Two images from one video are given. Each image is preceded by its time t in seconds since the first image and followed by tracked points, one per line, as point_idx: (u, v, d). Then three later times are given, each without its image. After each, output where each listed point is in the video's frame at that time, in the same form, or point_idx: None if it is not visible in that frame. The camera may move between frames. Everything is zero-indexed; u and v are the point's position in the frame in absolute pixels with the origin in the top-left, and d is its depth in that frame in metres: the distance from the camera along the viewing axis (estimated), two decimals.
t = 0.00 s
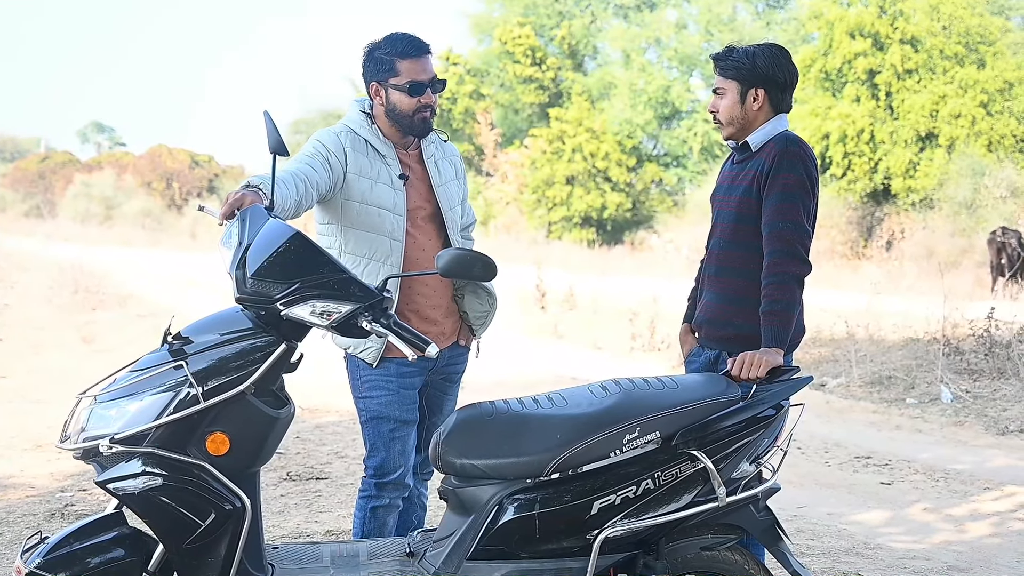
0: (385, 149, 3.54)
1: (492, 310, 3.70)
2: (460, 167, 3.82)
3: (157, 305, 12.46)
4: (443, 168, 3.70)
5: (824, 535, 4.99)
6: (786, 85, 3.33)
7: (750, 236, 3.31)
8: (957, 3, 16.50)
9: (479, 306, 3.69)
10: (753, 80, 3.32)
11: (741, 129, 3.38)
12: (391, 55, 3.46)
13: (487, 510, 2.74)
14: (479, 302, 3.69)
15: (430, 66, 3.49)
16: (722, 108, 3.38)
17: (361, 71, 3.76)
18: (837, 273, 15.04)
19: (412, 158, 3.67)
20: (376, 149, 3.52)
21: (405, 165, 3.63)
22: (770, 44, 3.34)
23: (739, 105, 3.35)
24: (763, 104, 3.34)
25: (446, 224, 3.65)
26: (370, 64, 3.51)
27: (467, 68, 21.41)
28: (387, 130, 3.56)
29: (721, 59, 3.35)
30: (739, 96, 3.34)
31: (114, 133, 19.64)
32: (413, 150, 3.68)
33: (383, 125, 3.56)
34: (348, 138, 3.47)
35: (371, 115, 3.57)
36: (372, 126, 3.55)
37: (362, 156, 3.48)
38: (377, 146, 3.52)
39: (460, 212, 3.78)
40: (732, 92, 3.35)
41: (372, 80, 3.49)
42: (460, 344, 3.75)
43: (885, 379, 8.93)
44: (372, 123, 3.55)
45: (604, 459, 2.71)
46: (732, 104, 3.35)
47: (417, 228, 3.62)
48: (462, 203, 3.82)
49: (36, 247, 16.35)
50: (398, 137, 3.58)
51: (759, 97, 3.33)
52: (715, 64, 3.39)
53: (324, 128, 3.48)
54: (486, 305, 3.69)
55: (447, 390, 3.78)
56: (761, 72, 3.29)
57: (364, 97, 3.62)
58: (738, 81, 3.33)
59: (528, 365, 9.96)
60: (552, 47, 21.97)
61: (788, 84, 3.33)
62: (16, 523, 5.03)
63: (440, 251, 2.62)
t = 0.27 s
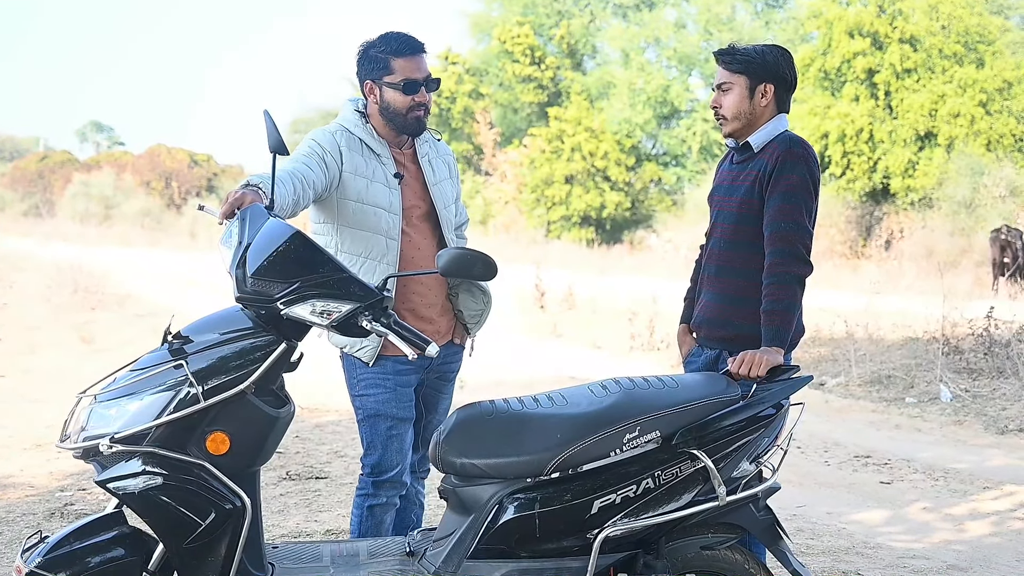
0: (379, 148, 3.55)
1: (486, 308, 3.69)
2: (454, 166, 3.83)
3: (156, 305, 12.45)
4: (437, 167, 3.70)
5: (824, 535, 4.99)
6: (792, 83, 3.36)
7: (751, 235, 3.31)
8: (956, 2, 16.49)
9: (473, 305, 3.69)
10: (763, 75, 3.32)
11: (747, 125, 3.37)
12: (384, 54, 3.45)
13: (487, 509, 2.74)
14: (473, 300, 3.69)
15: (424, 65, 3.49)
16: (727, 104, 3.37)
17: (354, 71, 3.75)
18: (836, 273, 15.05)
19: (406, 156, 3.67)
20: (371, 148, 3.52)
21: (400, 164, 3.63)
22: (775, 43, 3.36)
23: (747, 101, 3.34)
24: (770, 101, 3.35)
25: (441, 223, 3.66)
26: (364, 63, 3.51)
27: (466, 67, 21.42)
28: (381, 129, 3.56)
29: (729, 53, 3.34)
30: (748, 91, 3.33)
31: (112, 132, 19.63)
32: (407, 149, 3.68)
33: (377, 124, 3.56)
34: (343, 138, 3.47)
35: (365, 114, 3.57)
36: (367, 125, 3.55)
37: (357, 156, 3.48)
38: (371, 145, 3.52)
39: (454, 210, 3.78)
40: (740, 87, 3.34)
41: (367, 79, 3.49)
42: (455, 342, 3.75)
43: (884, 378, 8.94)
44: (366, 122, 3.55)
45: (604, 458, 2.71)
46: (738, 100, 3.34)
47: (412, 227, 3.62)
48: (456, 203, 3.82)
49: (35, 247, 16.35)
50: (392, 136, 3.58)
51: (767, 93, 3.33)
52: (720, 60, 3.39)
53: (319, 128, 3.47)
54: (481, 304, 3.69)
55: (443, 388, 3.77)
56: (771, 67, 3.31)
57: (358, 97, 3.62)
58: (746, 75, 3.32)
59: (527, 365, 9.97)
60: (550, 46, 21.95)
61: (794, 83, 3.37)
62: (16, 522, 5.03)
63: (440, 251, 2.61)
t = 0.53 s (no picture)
0: (368, 146, 3.54)
1: (478, 305, 3.70)
2: (441, 165, 3.84)
3: (155, 304, 12.44)
4: (425, 165, 3.71)
5: (822, 535, 4.99)
6: (785, 83, 3.36)
7: (749, 236, 3.31)
8: (955, 3, 16.50)
9: (465, 302, 3.70)
10: (756, 75, 3.32)
11: (743, 125, 3.37)
12: (372, 51, 3.48)
13: (486, 509, 2.74)
14: (464, 298, 3.70)
15: (412, 60, 3.53)
16: (722, 106, 3.37)
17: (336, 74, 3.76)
18: (835, 273, 15.05)
19: (395, 154, 3.67)
20: (360, 146, 3.52)
21: (389, 162, 3.63)
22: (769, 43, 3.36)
23: (742, 102, 3.34)
24: (764, 100, 3.34)
25: (431, 220, 3.66)
26: (349, 62, 3.52)
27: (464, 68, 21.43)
28: (371, 127, 3.56)
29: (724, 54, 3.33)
30: (742, 92, 3.33)
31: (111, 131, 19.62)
32: (395, 147, 3.69)
33: (366, 121, 3.56)
34: (332, 137, 3.46)
35: (353, 112, 3.57)
36: (356, 123, 3.54)
37: (347, 154, 3.47)
38: (361, 143, 3.52)
39: (443, 208, 3.80)
40: (734, 89, 3.34)
41: (355, 77, 3.50)
42: (448, 339, 3.77)
43: (883, 379, 8.94)
44: (354, 120, 3.55)
45: (603, 458, 2.71)
46: (733, 101, 3.35)
47: (403, 225, 3.62)
48: (444, 200, 3.83)
49: (33, 246, 16.33)
50: (381, 134, 3.59)
51: (761, 93, 3.33)
52: (713, 62, 3.39)
53: (307, 128, 3.47)
54: (473, 300, 3.70)
55: (436, 386, 3.76)
56: (764, 68, 3.31)
57: (344, 96, 3.62)
58: (740, 76, 3.32)
59: (526, 364, 9.97)
60: (550, 46, 21.93)
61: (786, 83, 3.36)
62: (14, 521, 5.03)
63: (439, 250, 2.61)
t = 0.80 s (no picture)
0: (348, 141, 3.53)
1: (456, 301, 3.71)
2: (421, 159, 3.84)
3: (152, 304, 12.43)
4: (406, 159, 3.71)
5: (819, 535, 5.00)
6: (775, 87, 3.33)
7: (745, 237, 3.31)
8: (952, 4, 16.51)
9: (444, 299, 3.70)
10: (742, 85, 3.32)
11: (732, 131, 3.38)
12: (353, 45, 3.46)
13: (483, 509, 2.74)
14: (443, 294, 3.70)
15: (393, 54, 3.51)
16: (712, 110, 3.38)
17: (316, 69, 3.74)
18: (832, 273, 15.08)
19: (375, 150, 3.66)
20: (340, 141, 3.50)
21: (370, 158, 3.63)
22: (760, 46, 3.35)
23: (729, 109, 3.35)
24: (752, 108, 3.34)
25: (412, 215, 3.66)
26: (329, 57, 3.50)
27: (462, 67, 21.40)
28: (351, 122, 3.55)
29: (713, 60, 3.35)
30: (729, 100, 3.34)
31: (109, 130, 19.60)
32: (376, 143, 3.68)
33: (346, 117, 3.55)
34: (312, 133, 3.45)
35: (334, 107, 3.56)
36: (336, 118, 3.53)
37: (326, 150, 3.46)
38: (341, 138, 3.50)
39: (424, 203, 3.80)
40: (722, 96, 3.35)
41: (336, 71, 3.48)
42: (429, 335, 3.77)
43: (880, 379, 8.95)
44: (334, 116, 3.54)
45: (600, 458, 2.71)
46: (721, 107, 3.36)
47: (384, 220, 3.62)
48: (425, 195, 3.84)
49: (30, 245, 16.31)
50: (362, 129, 3.58)
51: (748, 102, 3.33)
52: (705, 66, 3.39)
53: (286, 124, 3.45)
54: (451, 297, 3.70)
55: (419, 382, 3.71)
56: (751, 76, 3.30)
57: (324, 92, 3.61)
58: (728, 85, 3.33)
59: (523, 364, 9.98)
60: (547, 46, 21.91)
61: (777, 87, 3.33)
62: (11, 520, 5.02)
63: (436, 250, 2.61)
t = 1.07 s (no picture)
0: (332, 142, 3.52)
1: (438, 298, 3.68)
2: (402, 158, 3.84)
3: (150, 302, 12.42)
4: (388, 160, 3.71)
5: (817, 534, 4.99)
6: (778, 87, 3.35)
7: (743, 236, 3.31)
8: (950, 3, 16.50)
9: (426, 296, 3.69)
10: (746, 84, 3.32)
11: (732, 130, 3.38)
12: (339, 45, 3.44)
13: (481, 508, 2.75)
14: (425, 292, 3.69)
15: (379, 54, 3.50)
16: (713, 109, 3.38)
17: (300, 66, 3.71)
18: (830, 272, 15.11)
19: (357, 150, 3.66)
20: (323, 142, 3.49)
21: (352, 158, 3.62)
22: (762, 45, 3.35)
23: (731, 108, 3.35)
24: (755, 107, 3.35)
25: (394, 216, 3.66)
26: (315, 55, 3.49)
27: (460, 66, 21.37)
28: (334, 122, 3.54)
29: (714, 59, 3.34)
30: (732, 98, 3.34)
31: (107, 129, 19.58)
32: (358, 143, 3.67)
33: (329, 117, 3.54)
34: (294, 134, 3.44)
35: (316, 107, 3.55)
36: (319, 119, 3.53)
37: (309, 151, 3.45)
38: (324, 139, 3.50)
39: (405, 203, 3.80)
40: (725, 94, 3.34)
41: (322, 71, 3.46)
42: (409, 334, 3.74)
43: (878, 378, 8.95)
44: (317, 116, 3.53)
45: (598, 457, 2.71)
46: (723, 106, 3.35)
47: (365, 221, 3.62)
48: (406, 195, 3.83)
49: (28, 243, 16.29)
50: (345, 129, 3.57)
51: (751, 101, 3.34)
52: (706, 66, 3.39)
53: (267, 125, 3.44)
54: (433, 294, 3.68)
55: (403, 379, 3.73)
56: (753, 76, 3.31)
57: (307, 90, 3.59)
58: (732, 83, 3.33)
59: (521, 363, 9.98)
60: (545, 44, 21.89)
61: (779, 87, 3.35)
62: (8, 519, 5.01)
63: (435, 248, 2.61)
